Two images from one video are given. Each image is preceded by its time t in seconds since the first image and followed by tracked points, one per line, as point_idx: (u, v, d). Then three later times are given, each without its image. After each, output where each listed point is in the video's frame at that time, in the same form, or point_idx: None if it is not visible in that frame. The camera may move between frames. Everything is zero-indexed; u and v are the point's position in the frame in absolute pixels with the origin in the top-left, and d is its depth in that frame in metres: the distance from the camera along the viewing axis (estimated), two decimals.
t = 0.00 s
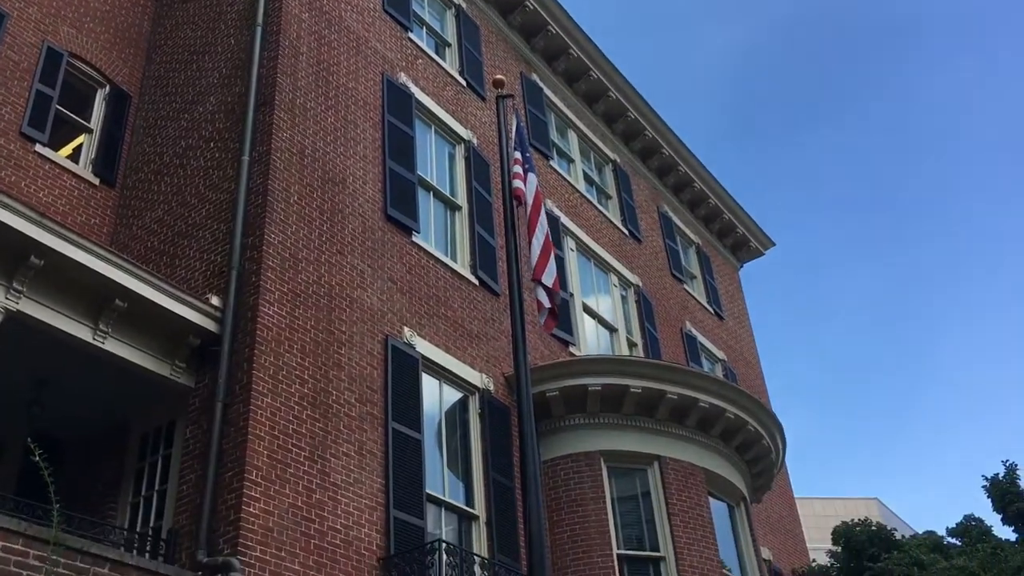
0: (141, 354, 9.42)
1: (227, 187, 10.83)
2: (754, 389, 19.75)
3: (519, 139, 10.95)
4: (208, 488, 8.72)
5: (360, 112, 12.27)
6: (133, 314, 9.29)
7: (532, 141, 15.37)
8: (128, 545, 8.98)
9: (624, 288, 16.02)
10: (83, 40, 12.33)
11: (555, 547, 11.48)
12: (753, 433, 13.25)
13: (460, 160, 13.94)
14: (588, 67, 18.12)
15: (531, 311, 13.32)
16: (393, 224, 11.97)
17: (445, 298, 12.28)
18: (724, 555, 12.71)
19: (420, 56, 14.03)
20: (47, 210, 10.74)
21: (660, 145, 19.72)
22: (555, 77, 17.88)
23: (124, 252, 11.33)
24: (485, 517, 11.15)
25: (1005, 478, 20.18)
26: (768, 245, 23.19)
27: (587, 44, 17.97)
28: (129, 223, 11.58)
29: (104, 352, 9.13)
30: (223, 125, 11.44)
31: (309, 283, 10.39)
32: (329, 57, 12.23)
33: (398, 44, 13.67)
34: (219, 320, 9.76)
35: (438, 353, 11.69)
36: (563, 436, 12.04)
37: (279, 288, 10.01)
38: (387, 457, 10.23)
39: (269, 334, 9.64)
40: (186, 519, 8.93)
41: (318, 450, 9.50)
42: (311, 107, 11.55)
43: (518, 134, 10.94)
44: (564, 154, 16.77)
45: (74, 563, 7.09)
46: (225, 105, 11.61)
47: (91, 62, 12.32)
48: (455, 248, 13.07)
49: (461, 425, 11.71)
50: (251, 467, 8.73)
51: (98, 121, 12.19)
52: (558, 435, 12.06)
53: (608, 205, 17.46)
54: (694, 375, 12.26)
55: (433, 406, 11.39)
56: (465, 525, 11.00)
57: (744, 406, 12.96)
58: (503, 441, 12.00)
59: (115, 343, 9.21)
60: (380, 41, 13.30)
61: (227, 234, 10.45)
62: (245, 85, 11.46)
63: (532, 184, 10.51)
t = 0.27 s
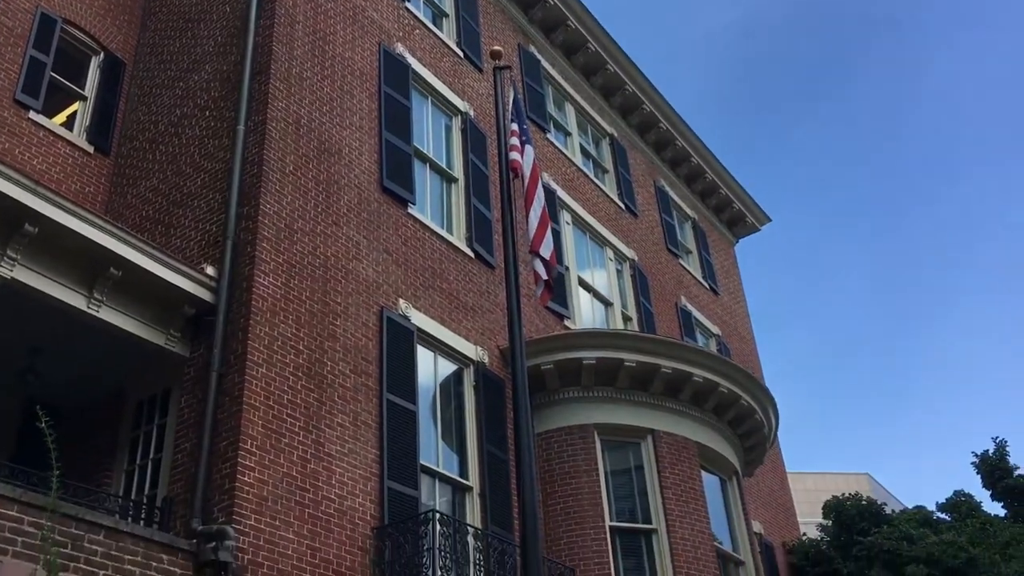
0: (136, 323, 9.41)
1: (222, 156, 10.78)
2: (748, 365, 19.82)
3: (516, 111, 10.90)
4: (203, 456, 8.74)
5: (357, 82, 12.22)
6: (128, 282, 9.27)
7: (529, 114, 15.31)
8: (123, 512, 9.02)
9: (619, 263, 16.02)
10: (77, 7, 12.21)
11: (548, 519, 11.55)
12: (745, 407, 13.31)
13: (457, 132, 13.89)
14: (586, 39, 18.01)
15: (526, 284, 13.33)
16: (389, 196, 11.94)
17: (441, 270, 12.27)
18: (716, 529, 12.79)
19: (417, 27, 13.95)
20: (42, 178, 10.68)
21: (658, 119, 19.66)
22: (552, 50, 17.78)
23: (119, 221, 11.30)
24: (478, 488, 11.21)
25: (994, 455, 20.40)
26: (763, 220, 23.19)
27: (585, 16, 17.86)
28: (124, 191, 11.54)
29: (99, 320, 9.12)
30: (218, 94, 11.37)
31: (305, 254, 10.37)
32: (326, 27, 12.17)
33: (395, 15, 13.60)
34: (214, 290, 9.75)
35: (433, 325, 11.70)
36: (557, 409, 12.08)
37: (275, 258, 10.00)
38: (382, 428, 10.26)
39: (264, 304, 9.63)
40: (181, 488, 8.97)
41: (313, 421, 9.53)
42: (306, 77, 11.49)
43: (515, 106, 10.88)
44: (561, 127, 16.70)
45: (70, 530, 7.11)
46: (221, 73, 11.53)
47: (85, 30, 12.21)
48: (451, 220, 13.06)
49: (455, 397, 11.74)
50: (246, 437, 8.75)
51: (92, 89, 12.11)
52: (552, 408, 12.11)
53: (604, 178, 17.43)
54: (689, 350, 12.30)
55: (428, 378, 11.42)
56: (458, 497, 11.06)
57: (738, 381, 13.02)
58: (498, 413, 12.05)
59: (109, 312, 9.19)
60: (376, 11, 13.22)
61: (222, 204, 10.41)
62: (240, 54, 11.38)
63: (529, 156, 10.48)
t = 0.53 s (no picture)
0: (137, 292, 9.41)
1: (222, 125, 10.73)
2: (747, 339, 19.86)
3: (517, 82, 10.81)
4: (204, 425, 8.78)
5: (357, 52, 12.16)
6: (128, 251, 9.27)
7: (531, 86, 15.22)
8: (125, 479, 9.08)
9: (620, 236, 16.00)
10: None
11: (547, 490, 11.63)
12: (744, 380, 13.35)
13: (458, 103, 13.82)
14: (589, 11, 17.89)
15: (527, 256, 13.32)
16: (390, 167, 11.91)
17: (442, 242, 12.26)
18: (714, 501, 12.86)
19: None
20: (41, 145, 10.64)
21: (660, 92, 19.56)
22: (555, 21, 17.65)
23: (119, 189, 11.29)
24: (478, 458, 11.27)
25: (991, 430, 20.51)
26: (765, 194, 23.14)
27: None
28: (124, 159, 11.52)
29: (100, 289, 9.12)
30: (218, 62, 11.31)
31: (305, 224, 10.35)
32: None
33: None
34: (214, 260, 9.74)
35: (434, 296, 11.70)
36: (557, 381, 12.13)
37: (276, 228, 9.98)
38: (382, 399, 10.30)
39: (265, 274, 9.62)
40: (182, 455, 9.02)
41: (314, 391, 9.56)
42: (307, 46, 11.43)
43: (517, 76, 10.80)
44: (563, 99, 16.61)
45: (72, 496, 7.16)
46: (221, 41, 11.46)
47: None
48: (452, 191, 13.04)
49: (455, 368, 11.77)
50: (247, 405, 8.79)
51: (92, 56, 12.04)
52: (552, 380, 12.16)
53: (606, 151, 17.37)
54: (689, 323, 12.33)
55: (429, 349, 11.44)
56: (458, 467, 11.13)
57: (737, 354, 13.06)
58: (498, 385, 12.08)
59: (110, 281, 9.19)
60: None
61: (222, 173, 10.37)
62: (241, 22, 11.30)
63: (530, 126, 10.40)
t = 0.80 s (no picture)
0: (144, 262, 9.42)
1: (229, 95, 10.70)
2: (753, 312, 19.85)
3: (524, 52, 10.73)
4: (212, 394, 8.82)
5: (363, 22, 12.11)
6: (135, 221, 9.27)
7: (538, 56, 15.14)
8: (134, 448, 9.14)
9: (627, 208, 15.96)
10: None
11: (552, 461, 11.69)
12: (750, 353, 13.36)
13: (465, 73, 13.76)
14: None
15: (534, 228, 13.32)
16: (397, 138, 11.88)
17: (448, 213, 12.24)
18: (718, 473, 12.91)
19: None
20: (48, 114, 10.63)
21: (668, 63, 19.42)
22: None
23: (126, 159, 11.28)
24: (484, 429, 11.32)
25: (996, 403, 20.53)
26: (773, 167, 23.02)
27: None
28: (131, 130, 11.51)
29: (107, 259, 9.13)
30: (224, 31, 11.25)
31: (312, 195, 10.34)
32: None
33: None
34: (221, 230, 9.74)
35: (440, 268, 11.70)
36: (563, 353, 12.15)
37: (282, 199, 9.98)
38: (388, 370, 10.33)
39: (272, 245, 9.63)
40: (190, 424, 9.07)
41: (321, 361, 9.59)
42: (313, 15, 11.38)
43: (523, 46, 10.72)
44: (570, 70, 16.51)
45: (81, 464, 7.21)
46: (227, 10, 11.40)
47: None
48: (458, 163, 13.01)
49: (462, 340, 11.79)
50: (254, 375, 8.82)
51: (98, 25, 11.96)
52: (558, 352, 12.18)
53: (613, 123, 17.29)
54: (695, 296, 12.33)
55: (435, 320, 11.46)
56: (464, 438, 11.18)
57: (743, 326, 13.07)
58: (504, 356, 12.11)
59: (117, 251, 9.20)
60: None
61: (229, 143, 10.36)
62: None
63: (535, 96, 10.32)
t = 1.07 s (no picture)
0: (156, 237, 9.44)
1: (238, 68, 10.67)
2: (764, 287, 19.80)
3: (533, 26, 10.60)
4: (224, 368, 8.87)
5: None
6: (146, 195, 9.28)
7: (549, 29, 15.03)
8: (146, 421, 9.21)
9: (637, 183, 15.90)
10: None
11: (562, 435, 11.73)
12: (761, 328, 13.34)
13: (475, 47, 13.69)
14: None
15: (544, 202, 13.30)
16: (407, 112, 11.84)
17: (458, 188, 12.22)
18: (728, 448, 12.94)
19: None
20: (58, 89, 10.63)
21: (679, 36, 19.25)
22: None
23: (136, 134, 11.29)
24: (494, 404, 11.36)
25: (1007, 378, 20.49)
26: (785, 140, 22.86)
27: None
28: (140, 104, 11.51)
29: (119, 233, 9.14)
30: (234, 5, 11.21)
31: (322, 169, 10.33)
32: None
33: None
34: (232, 205, 9.75)
35: (450, 242, 11.70)
36: (573, 327, 12.17)
37: (293, 173, 9.97)
38: (399, 344, 10.37)
39: (282, 219, 9.63)
40: (203, 398, 9.12)
41: (332, 335, 9.62)
42: None
43: (532, 20, 10.59)
44: (580, 43, 16.39)
45: (95, 436, 7.28)
46: None
47: None
48: (468, 137, 12.97)
49: (472, 315, 11.81)
50: (266, 348, 8.86)
51: None
52: (569, 326, 12.20)
53: (624, 97, 17.18)
54: (705, 271, 12.30)
55: (445, 295, 11.48)
56: (474, 412, 11.22)
57: (754, 301, 13.04)
58: (514, 331, 12.13)
59: (129, 225, 9.21)
60: None
61: (239, 117, 10.34)
62: None
63: (542, 71, 10.16)
